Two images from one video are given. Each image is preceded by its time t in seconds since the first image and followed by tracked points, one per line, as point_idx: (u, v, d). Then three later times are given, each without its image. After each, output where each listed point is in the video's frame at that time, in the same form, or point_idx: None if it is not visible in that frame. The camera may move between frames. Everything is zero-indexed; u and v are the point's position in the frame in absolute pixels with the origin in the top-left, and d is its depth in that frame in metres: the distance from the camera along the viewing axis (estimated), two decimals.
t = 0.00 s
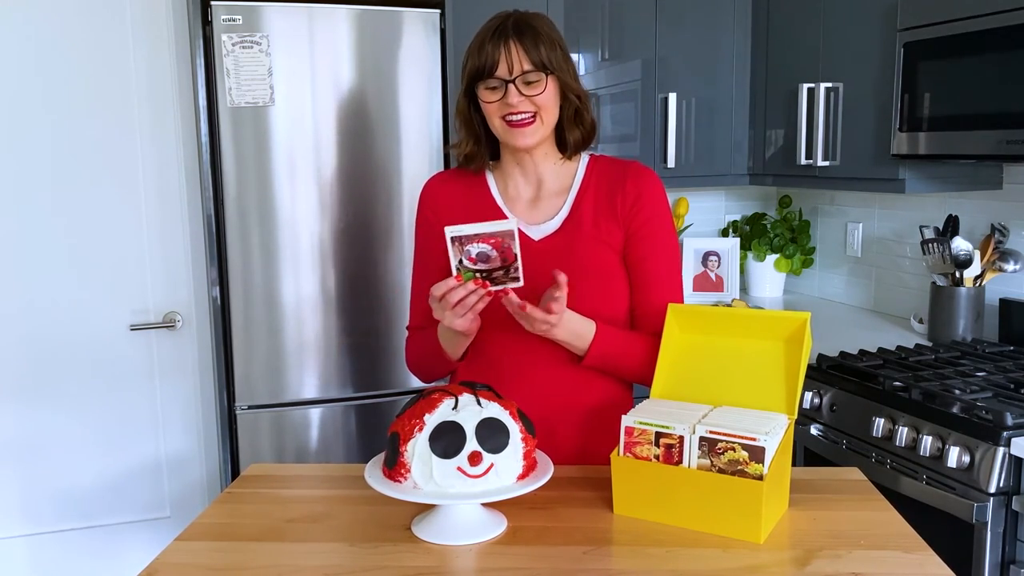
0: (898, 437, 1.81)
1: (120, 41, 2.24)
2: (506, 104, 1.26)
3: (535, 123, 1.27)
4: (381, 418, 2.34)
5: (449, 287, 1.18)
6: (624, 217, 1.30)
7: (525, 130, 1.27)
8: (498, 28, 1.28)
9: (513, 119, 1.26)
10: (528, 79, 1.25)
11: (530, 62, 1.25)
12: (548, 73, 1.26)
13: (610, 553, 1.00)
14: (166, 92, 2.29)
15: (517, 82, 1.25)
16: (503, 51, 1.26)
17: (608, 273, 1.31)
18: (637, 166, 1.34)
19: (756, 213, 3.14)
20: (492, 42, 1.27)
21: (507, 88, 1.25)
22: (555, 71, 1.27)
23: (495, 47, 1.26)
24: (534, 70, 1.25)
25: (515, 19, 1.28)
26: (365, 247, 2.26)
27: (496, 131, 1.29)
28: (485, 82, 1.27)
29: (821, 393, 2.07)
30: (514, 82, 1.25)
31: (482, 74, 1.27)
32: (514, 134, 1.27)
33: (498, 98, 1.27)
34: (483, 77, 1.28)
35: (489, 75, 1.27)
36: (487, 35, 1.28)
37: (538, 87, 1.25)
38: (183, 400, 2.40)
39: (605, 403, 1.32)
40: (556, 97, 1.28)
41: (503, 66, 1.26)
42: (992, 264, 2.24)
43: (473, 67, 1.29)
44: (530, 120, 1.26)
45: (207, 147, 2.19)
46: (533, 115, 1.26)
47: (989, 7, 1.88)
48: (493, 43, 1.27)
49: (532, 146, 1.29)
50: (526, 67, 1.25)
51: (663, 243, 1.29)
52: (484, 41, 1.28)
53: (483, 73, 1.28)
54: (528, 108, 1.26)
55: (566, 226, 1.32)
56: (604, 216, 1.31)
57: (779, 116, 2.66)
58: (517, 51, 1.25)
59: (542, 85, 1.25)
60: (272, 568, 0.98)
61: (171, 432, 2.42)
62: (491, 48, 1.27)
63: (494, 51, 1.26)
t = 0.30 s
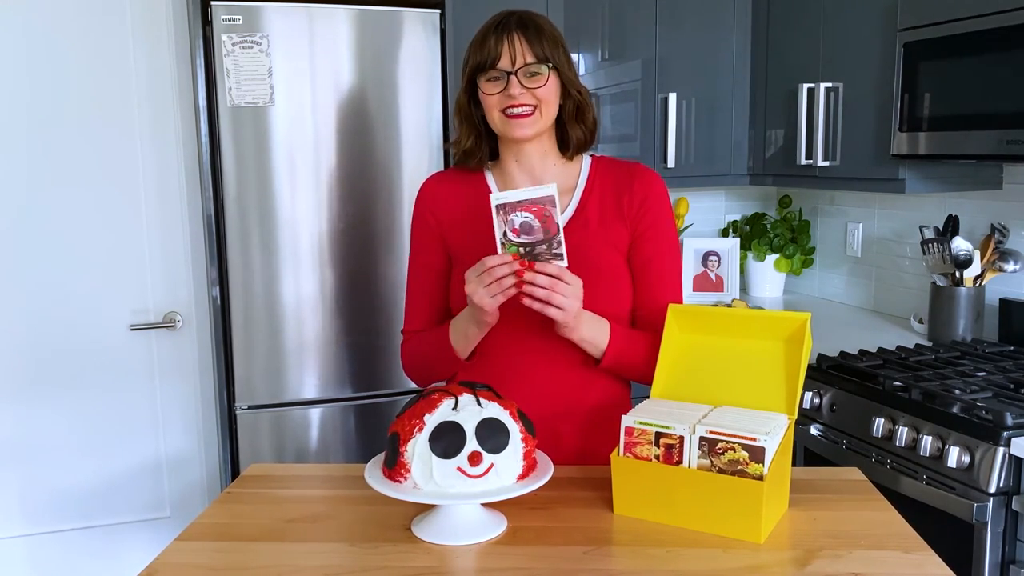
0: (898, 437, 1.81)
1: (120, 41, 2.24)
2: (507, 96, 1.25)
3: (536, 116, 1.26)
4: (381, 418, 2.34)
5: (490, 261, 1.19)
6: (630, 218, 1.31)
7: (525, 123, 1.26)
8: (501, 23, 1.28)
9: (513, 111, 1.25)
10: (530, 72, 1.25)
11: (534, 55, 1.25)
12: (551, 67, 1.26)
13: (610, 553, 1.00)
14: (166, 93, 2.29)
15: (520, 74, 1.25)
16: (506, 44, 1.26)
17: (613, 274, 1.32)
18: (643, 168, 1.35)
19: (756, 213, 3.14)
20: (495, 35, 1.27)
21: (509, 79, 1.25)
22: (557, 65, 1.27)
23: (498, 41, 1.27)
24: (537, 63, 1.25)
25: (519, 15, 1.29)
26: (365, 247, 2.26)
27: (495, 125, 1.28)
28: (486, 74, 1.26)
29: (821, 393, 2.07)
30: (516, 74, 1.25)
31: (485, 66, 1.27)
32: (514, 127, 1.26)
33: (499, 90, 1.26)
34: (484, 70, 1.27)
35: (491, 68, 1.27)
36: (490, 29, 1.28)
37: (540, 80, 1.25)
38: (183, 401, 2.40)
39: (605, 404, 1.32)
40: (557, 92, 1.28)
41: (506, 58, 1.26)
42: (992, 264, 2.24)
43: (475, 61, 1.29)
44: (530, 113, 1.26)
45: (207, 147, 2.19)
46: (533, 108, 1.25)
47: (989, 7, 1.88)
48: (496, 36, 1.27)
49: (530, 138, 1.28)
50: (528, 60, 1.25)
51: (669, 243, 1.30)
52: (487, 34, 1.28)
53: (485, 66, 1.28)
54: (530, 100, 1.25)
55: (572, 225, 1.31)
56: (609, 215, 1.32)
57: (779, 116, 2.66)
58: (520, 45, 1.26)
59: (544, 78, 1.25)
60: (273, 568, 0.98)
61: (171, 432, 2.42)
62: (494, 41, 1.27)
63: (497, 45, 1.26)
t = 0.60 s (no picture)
0: (898, 436, 1.81)
1: (120, 42, 2.24)
2: (509, 97, 1.25)
3: (538, 118, 1.26)
4: (381, 418, 2.34)
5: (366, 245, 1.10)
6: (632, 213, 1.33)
7: (527, 124, 1.26)
8: (507, 22, 1.28)
9: (514, 112, 1.26)
10: (534, 73, 1.25)
11: (539, 57, 1.25)
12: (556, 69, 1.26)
13: (609, 553, 1.00)
14: (166, 93, 2.29)
15: (523, 75, 1.25)
16: (511, 43, 1.26)
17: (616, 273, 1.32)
18: (642, 164, 1.36)
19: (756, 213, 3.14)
20: (500, 34, 1.27)
21: (512, 80, 1.25)
22: (562, 67, 1.27)
23: (503, 40, 1.27)
24: (541, 64, 1.25)
25: (525, 15, 1.29)
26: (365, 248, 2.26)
27: (496, 124, 1.28)
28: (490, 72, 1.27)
29: (821, 393, 2.07)
30: (520, 74, 1.25)
31: (489, 65, 1.27)
32: (515, 128, 1.26)
33: (502, 90, 1.26)
34: (488, 68, 1.28)
35: (495, 66, 1.27)
36: (496, 27, 1.28)
37: (543, 82, 1.25)
38: (183, 400, 2.41)
39: (607, 402, 1.33)
40: (560, 94, 1.27)
41: (510, 58, 1.26)
42: (992, 264, 2.24)
43: (480, 59, 1.29)
44: (531, 115, 1.26)
45: (207, 147, 2.19)
46: (535, 109, 1.26)
47: (989, 7, 1.88)
48: (501, 35, 1.27)
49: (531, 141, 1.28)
50: (533, 60, 1.26)
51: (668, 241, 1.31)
52: (492, 33, 1.28)
53: (489, 64, 1.28)
54: (532, 101, 1.25)
55: (574, 222, 1.32)
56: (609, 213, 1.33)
57: (779, 116, 2.66)
58: (525, 45, 1.26)
59: (547, 79, 1.25)
60: (272, 568, 0.98)
61: (171, 432, 2.42)
62: (499, 40, 1.27)
63: (502, 44, 1.26)
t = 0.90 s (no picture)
0: (898, 437, 1.81)
1: (120, 42, 2.24)
2: (514, 107, 1.26)
3: (543, 127, 1.27)
4: (381, 418, 2.34)
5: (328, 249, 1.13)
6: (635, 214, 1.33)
7: (531, 133, 1.27)
8: (514, 26, 1.27)
9: (520, 122, 1.27)
10: (539, 83, 1.26)
11: (543, 67, 1.25)
12: (560, 78, 1.26)
13: (609, 553, 1.00)
14: (166, 92, 2.29)
15: (529, 85, 1.25)
16: (516, 52, 1.25)
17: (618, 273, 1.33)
18: (646, 166, 1.36)
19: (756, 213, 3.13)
20: (506, 41, 1.26)
21: (517, 90, 1.25)
22: (567, 75, 1.27)
23: (508, 47, 1.26)
24: (546, 75, 1.25)
25: (531, 19, 1.27)
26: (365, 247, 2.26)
27: (502, 132, 1.29)
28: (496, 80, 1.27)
29: (821, 393, 2.07)
30: (525, 85, 1.25)
31: (494, 72, 1.27)
32: (521, 138, 1.27)
33: (508, 98, 1.26)
34: (493, 75, 1.27)
35: (500, 74, 1.27)
36: (502, 33, 1.27)
37: (548, 92, 1.26)
38: (183, 400, 2.40)
39: (607, 402, 1.33)
40: (565, 103, 1.28)
41: (515, 67, 1.25)
42: (992, 264, 2.24)
43: (485, 64, 1.28)
44: (536, 124, 1.27)
45: (207, 147, 2.19)
46: (540, 119, 1.27)
47: (989, 7, 1.88)
48: (507, 42, 1.26)
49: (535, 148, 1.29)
50: (538, 70, 1.25)
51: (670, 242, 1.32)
52: (497, 38, 1.27)
53: (495, 71, 1.27)
54: (536, 111, 1.26)
55: (578, 223, 1.32)
56: (612, 214, 1.34)
57: (779, 116, 2.66)
58: (530, 53, 1.25)
59: (552, 89, 1.26)
60: (273, 568, 0.98)
61: (171, 432, 2.42)
62: (504, 47, 1.26)
63: (508, 51, 1.26)
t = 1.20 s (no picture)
0: (898, 437, 1.81)
1: (119, 42, 2.24)
2: (513, 107, 1.25)
3: (543, 127, 1.27)
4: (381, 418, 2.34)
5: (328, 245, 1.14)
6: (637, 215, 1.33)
7: (531, 133, 1.27)
8: (514, 26, 1.27)
9: (519, 121, 1.26)
10: (538, 83, 1.26)
11: (543, 67, 1.25)
12: (559, 78, 1.26)
13: (609, 553, 1.00)
14: (166, 93, 2.29)
15: (528, 84, 1.25)
16: (517, 51, 1.25)
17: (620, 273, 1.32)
18: (649, 166, 1.36)
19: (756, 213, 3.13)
20: (506, 40, 1.27)
21: (516, 90, 1.25)
22: (568, 75, 1.27)
23: (508, 46, 1.26)
24: (545, 75, 1.25)
25: (533, 18, 1.27)
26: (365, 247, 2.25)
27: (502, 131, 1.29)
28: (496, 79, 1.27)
29: (821, 393, 2.07)
30: (524, 84, 1.25)
31: (495, 72, 1.27)
32: (520, 137, 1.27)
33: (507, 98, 1.26)
34: (494, 75, 1.28)
35: (500, 73, 1.27)
36: (502, 33, 1.27)
37: (548, 92, 1.25)
38: (183, 400, 2.40)
39: (608, 402, 1.33)
40: (565, 103, 1.28)
41: (514, 67, 1.26)
42: (992, 264, 2.24)
43: (485, 64, 1.29)
44: (536, 124, 1.26)
45: (207, 147, 2.19)
46: (540, 118, 1.26)
47: (989, 7, 1.88)
48: (507, 41, 1.26)
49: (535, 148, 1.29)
50: (536, 70, 1.26)
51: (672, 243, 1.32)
52: (499, 38, 1.28)
53: (495, 71, 1.28)
54: (536, 112, 1.26)
55: (579, 224, 1.32)
56: (613, 214, 1.33)
57: (779, 116, 2.66)
58: (529, 52, 1.25)
59: (552, 90, 1.25)
60: (272, 568, 0.98)
61: (170, 432, 2.42)
62: (505, 46, 1.26)
63: (507, 51, 1.26)
